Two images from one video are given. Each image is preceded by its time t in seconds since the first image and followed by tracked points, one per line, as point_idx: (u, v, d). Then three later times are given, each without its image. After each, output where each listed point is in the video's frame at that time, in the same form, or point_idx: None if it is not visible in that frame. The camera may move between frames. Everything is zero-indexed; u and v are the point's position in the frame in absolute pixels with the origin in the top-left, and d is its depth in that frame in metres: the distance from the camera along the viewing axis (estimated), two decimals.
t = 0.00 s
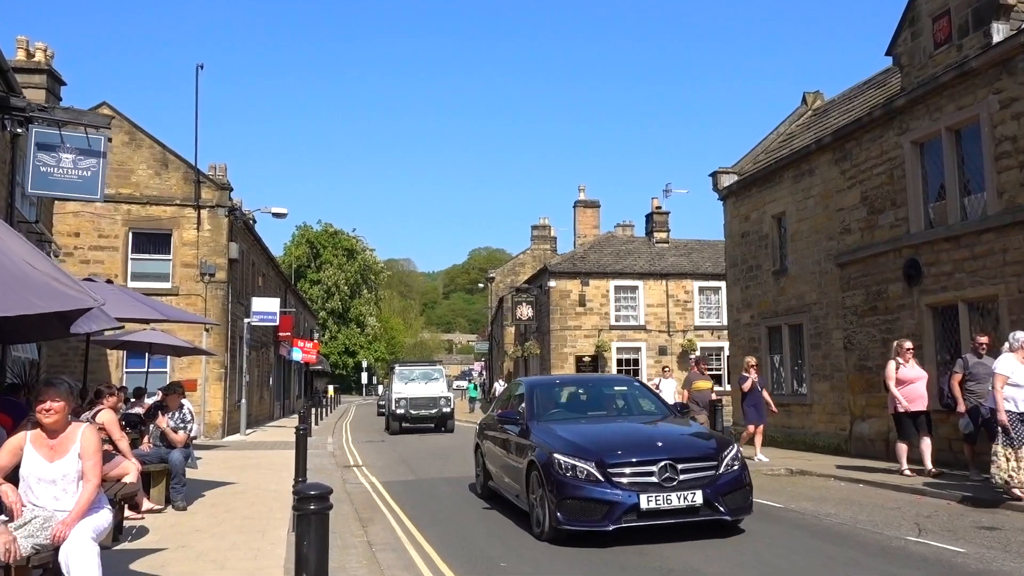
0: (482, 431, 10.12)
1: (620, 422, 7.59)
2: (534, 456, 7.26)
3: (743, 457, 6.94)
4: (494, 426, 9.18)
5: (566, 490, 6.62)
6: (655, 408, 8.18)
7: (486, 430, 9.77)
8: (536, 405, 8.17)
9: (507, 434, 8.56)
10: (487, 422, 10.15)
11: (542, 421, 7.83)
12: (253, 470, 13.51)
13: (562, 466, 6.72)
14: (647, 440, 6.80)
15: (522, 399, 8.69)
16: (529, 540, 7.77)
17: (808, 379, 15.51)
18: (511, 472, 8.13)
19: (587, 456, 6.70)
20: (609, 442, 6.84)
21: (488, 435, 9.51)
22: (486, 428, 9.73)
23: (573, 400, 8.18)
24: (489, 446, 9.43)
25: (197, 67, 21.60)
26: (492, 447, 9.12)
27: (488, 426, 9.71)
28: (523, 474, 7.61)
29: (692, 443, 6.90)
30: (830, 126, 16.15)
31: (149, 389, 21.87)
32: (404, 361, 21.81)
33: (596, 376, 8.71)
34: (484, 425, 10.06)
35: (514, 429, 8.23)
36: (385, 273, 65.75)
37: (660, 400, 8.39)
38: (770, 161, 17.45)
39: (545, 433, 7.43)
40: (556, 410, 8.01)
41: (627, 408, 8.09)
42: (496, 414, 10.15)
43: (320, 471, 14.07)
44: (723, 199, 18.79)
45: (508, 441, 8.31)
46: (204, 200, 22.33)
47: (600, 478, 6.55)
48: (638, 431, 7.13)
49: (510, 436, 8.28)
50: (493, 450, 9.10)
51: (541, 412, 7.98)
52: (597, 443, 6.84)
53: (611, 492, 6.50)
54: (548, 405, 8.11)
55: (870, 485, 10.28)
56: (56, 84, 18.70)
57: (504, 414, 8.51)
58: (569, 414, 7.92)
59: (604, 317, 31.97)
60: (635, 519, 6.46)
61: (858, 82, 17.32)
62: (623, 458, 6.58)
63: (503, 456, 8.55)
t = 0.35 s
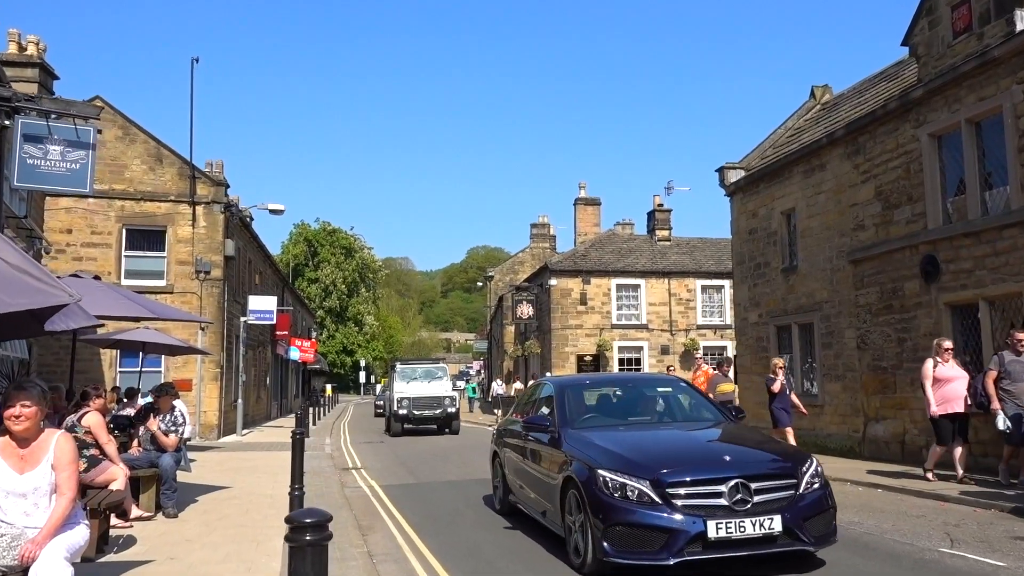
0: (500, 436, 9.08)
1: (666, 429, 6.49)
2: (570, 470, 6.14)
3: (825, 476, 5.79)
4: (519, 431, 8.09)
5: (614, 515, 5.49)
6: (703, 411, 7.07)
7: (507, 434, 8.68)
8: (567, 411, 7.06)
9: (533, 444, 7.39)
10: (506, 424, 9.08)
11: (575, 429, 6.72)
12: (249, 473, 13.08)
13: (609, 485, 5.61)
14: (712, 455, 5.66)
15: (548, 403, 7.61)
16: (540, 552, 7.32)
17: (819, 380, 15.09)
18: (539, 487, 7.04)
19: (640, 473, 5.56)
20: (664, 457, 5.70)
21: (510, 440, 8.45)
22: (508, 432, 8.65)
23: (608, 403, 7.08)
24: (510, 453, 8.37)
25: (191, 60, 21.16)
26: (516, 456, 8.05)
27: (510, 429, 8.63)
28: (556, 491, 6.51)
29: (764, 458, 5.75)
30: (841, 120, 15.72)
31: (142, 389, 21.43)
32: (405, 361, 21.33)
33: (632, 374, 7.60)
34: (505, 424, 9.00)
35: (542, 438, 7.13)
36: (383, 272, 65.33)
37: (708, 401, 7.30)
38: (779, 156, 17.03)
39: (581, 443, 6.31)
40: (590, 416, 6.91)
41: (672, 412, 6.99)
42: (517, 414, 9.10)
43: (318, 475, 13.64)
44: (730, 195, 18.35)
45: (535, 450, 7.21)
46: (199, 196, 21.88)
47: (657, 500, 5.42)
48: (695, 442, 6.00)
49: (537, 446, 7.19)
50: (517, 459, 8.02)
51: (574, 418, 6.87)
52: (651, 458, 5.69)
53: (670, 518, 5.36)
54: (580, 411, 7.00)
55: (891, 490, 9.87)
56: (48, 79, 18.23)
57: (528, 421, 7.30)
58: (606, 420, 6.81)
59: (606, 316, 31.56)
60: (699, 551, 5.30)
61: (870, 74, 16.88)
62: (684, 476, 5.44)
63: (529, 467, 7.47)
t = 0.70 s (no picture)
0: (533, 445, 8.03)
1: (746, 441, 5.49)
2: (637, 495, 5.05)
3: (962, 507, 4.62)
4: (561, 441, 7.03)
5: (702, 554, 4.32)
6: (777, 420, 6.05)
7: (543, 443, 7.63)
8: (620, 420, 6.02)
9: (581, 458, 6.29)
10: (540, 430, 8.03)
11: (633, 441, 5.66)
12: (252, 476, 12.67)
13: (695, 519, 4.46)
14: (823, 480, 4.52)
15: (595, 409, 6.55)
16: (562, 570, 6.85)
17: (839, 381, 14.65)
18: (590, 512, 5.95)
19: (734, 502, 4.42)
20: (764, 480, 4.56)
21: (546, 451, 7.38)
22: (544, 440, 7.59)
23: (667, 410, 6.03)
24: (547, 466, 7.30)
25: (194, 53, 20.77)
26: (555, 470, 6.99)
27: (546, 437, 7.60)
28: (614, 519, 5.40)
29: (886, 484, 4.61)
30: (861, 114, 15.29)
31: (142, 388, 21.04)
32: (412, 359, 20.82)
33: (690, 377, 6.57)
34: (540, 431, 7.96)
35: (593, 452, 6.06)
36: (385, 271, 64.98)
37: (780, 407, 6.27)
38: (795, 151, 16.60)
39: (647, 460, 5.22)
40: (651, 424, 5.87)
41: (740, 420, 5.97)
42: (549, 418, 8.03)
43: (322, 477, 13.23)
44: (744, 191, 17.92)
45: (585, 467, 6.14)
46: (200, 192, 21.48)
47: (757, 536, 4.26)
48: (794, 460, 4.87)
49: (587, 461, 6.11)
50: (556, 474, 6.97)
51: (630, 429, 5.82)
52: (746, 483, 4.55)
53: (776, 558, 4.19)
54: (638, 418, 5.97)
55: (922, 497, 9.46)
56: (47, 72, 17.80)
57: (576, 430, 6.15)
58: (668, 432, 5.77)
59: (612, 315, 31.16)
60: None
61: (887, 68, 16.47)
62: (794, 506, 4.30)
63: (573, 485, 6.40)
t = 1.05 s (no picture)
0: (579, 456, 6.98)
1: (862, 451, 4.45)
2: (742, 526, 3.97)
3: None
4: (620, 454, 5.98)
5: None
6: (887, 423, 5.00)
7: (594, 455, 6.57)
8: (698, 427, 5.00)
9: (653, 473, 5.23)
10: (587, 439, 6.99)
11: (722, 454, 4.62)
12: (256, 477, 12.29)
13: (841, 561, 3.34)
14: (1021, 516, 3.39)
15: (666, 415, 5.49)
16: None
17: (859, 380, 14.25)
18: (667, 542, 4.90)
19: (893, 539, 3.30)
20: (925, 509, 3.46)
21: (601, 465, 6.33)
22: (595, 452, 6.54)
23: (754, 414, 5.02)
24: (602, 483, 6.25)
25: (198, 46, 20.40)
26: (615, 489, 5.93)
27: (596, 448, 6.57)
28: (708, 555, 4.33)
29: None
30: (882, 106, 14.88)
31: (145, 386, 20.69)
32: (422, 357, 20.12)
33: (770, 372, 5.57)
34: (587, 440, 6.91)
35: (670, 469, 5.01)
36: (389, 269, 64.63)
37: (884, 404, 5.26)
38: (814, 145, 16.18)
39: (750, 479, 4.17)
40: (736, 432, 4.84)
41: (842, 421, 4.95)
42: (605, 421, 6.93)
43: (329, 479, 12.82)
44: (760, 186, 17.50)
45: (659, 488, 5.08)
46: (204, 187, 21.11)
47: None
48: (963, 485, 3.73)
49: (662, 480, 5.06)
50: (616, 493, 5.90)
51: (715, 437, 4.79)
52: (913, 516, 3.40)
53: None
54: (720, 424, 4.92)
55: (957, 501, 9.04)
56: (49, 65, 17.41)
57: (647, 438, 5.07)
58: (762, 442, 4.74)
59: (621, 313, 30.76)
60: None
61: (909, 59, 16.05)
62: (981, 551, 3.18)
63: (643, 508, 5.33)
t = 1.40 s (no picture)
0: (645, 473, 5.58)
1: None
2: None
3: None
4: (709, 474, 4.64)
5: None
6: None
7: (668, 473, 5.20)
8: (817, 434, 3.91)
9: (761, 501, 4.01)
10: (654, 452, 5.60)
11: (877, 481, 3.39)
12: (261, 480, 11.88)
13: None
14: None
15: (774, 420, 4.28)
16: None
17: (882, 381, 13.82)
18: None
19: None
20: None
21: (667, 483, 5.13)
22: (669, 470, 5.17)
23: (897, 424, 3.79)
24: (670, 505, 5.06)
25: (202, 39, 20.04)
26: (701, 519, 4.59)
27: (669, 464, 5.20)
28: None
29: None
30: (906, 98, 14.44)
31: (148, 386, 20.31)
32: (436, 354, 18.89)
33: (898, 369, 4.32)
34: (655, 453, 5.52)
35: (792, 500, 3.75)
36: (394, 269, 64.27)
37: None
38: (833, 139, 15.75)
39: (931, 518, 3.00)
40: (877, 448, 3.64)
41: (1004, 429, 3.78)
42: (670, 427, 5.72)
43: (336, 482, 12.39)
44: (777, 182, 17.07)
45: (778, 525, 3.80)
46: (208, 183, 20.72)
47: None
48: None
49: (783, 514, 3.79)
50: (697, 524, 4.64)
51: (858, 455, 3.57)
52: None
53: None
54: (856, 436, 3.72)
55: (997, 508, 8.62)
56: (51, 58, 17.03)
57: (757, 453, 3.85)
58: (928, 468, 3.50)
59: (630, 313, 30.33)
60: None
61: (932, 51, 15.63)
62: None
63: (751, 550, 4.03)
